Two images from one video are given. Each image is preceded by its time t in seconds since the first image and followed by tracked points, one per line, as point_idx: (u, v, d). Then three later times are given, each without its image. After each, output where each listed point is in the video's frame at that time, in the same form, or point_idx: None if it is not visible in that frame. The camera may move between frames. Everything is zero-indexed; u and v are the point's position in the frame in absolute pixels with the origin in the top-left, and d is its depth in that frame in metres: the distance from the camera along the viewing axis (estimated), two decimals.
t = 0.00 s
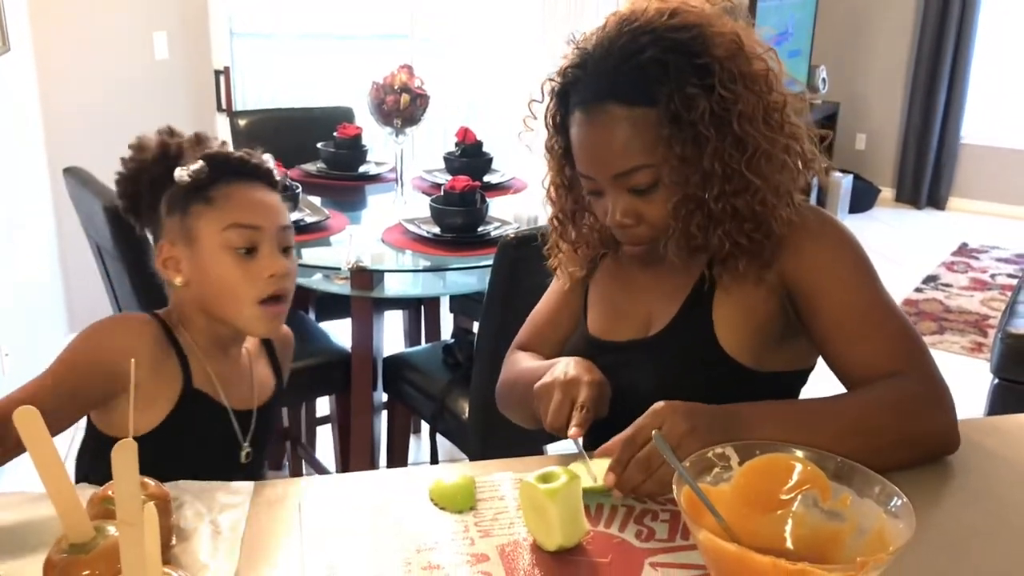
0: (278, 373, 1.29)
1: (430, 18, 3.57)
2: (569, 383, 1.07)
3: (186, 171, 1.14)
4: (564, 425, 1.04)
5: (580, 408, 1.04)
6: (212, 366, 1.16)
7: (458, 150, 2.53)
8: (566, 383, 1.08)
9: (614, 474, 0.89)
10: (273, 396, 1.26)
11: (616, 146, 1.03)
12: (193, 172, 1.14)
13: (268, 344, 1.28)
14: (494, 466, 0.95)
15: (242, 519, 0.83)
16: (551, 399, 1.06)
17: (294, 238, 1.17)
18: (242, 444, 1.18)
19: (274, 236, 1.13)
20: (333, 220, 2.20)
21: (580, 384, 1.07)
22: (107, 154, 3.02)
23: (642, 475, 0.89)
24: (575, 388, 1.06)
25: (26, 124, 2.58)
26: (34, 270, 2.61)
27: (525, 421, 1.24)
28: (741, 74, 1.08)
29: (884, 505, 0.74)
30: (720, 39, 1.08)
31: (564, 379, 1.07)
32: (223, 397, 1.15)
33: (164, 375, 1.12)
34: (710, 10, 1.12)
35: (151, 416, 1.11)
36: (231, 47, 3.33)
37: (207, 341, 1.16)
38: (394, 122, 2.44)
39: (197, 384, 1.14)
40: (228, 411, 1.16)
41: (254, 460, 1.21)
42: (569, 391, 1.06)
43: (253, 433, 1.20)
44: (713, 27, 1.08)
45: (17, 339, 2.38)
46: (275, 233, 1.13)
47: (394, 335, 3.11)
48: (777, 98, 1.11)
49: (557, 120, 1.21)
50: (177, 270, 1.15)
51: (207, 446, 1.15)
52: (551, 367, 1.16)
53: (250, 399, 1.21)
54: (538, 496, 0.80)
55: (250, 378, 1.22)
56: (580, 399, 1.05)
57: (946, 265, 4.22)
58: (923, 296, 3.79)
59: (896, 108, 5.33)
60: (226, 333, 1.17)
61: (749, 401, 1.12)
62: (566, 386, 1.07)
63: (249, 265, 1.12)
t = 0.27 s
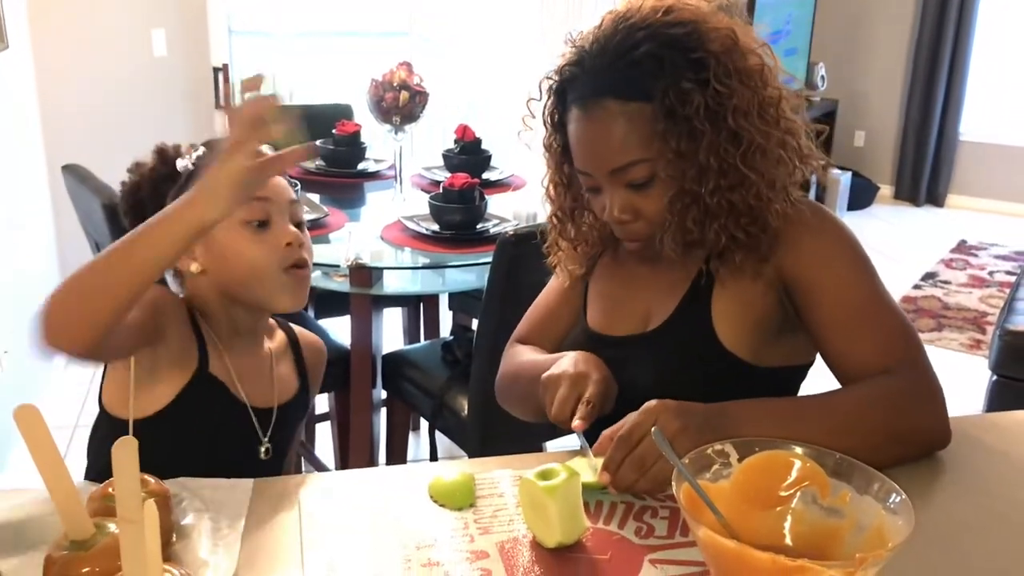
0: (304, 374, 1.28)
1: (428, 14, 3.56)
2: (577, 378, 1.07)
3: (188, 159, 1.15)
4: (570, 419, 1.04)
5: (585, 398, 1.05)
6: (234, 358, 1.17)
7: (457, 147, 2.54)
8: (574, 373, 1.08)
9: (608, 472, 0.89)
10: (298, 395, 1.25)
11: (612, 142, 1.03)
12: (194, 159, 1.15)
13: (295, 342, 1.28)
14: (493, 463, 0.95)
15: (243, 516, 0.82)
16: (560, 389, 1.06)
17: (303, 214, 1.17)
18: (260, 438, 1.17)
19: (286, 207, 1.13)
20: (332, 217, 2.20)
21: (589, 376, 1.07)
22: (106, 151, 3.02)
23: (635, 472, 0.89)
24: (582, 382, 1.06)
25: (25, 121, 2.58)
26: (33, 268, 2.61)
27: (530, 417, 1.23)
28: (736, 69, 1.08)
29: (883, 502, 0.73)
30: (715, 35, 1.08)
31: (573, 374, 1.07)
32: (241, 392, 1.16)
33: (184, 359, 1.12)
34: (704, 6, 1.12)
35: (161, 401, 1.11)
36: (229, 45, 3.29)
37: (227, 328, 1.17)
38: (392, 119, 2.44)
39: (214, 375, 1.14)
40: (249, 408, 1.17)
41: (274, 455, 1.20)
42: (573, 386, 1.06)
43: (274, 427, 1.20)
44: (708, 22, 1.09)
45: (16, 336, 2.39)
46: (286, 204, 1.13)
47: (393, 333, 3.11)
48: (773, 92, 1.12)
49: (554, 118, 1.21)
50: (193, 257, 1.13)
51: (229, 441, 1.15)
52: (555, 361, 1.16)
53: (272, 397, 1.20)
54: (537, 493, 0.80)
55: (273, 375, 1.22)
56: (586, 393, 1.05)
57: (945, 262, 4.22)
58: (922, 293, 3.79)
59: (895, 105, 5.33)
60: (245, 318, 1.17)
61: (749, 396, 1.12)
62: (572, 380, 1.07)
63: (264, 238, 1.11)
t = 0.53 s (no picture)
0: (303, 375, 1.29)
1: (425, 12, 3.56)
2: (573, 376, 1.07)
3: (200, 156, 1.14)
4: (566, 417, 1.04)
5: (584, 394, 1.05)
6: (245, 364, 1.16)
7: (455, 146, 2.54)
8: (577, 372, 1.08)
9: (609, 473, 0.89)
10: (298, 398, 1.26)
11: (610, 142, 1.03)
12: (207, 157, 1.14)
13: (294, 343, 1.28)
14: (491, 461, 0.96)
15: (242, 514, 0.82)
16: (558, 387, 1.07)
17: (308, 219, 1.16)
18: (271, 441, 1.18)
19: (291, 212, 1.12)
20: (330, 215, 2.20)
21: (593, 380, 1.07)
22: (103, 150, 3.01)
23: (634, 475, 0.89)
24: (581, 381, 1.07)
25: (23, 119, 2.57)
26: (31, 266, 2.61)
27: (530, 410, 1.24)
28: (728, 65, 1.08)
29: (880, 498, 0.74)
30: (707, 32, 1.08)
31: (568, 372, 1.07)
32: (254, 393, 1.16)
33: (210, 359, 1.10)
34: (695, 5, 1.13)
35: (180, 398, 1.10)
36: (228, 43, 3.22)
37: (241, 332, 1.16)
38: (391, 117, 2.44)
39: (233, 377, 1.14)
40: (261, 413, 1.17)
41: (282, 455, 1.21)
42: (574, 385, 1.06)
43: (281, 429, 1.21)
44: (698, 20, 1.09)
45: (13, 335, 2.38)
46: (292, 209, 1.12)
47: (390, 331, 3.11)
48: (767, 87, 1.12)
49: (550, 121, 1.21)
50: (193, 254, 1.12)
51: (241, 442, 1.15)
52: (554, 353, 1.16)
53: (278, 400, 1.21)
54: (535, 490, 0.80)
55: (277, 378, 1.22)
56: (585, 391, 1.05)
57: (943, 261, 4.23)
58: (920, 292, 3.79)
59: (893, 103, 5.34)
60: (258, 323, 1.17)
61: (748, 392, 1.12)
62: (571, 378, 1.07)
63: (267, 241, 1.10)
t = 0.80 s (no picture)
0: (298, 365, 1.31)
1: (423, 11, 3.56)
2: (572, 391, 1.08)
3: (223, 149, 1.13)
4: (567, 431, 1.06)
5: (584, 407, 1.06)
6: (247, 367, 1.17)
7: (452, 145, 2.54)
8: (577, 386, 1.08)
9: (605, 467, 0.90)
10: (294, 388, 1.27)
11: (611, 141, 1.03)
12: (229, 151, 1.13)
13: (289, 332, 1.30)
14: (488, 458, 0.96)
15: (238, 512, 0.82)
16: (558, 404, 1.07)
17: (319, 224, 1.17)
18: (272, 431, 1.19)
19: (305, 221, 1.13)
20: (328, 214, 2.20)
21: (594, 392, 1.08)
22: (101, 150, 3.01)
23: (630, 471, 0.89)
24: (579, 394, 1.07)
25: (20, 119, 2.58)
26: (28, 266, 2.61)
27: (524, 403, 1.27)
28: (728, 63, 1.08)
29: (875, 496, 0.74)
30: (706, 31, 1.08)
31: (568, 386, 1.08)
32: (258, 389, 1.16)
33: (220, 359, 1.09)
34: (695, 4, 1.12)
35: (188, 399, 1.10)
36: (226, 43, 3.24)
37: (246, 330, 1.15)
38: (388, 116, 2.44)
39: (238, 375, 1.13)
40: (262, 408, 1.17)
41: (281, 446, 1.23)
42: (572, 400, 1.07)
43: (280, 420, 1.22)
44: (698, 19, 1.09)
45: (11, 334, 2.38)
46: (306, 219, 1.13)
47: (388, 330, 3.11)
48: (766, 85, 1.12)
49: (550, 120, 1.21)
50: (203, 246, 1.12)
51: (245, 436, 1.15)
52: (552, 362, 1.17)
53: (275, 391, 1.22)
54: (531, 488, 0.80)
55: (274, 368, 1.24)
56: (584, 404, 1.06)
57: (939, 261, 4.24)
58: (917, 292, 3.80)
59: (890, 104, 5.34)
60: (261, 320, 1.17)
61: (746, 388, 1.13)
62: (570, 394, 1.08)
63: (281, 246, 1.10)
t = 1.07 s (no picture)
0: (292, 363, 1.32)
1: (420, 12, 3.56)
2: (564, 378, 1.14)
3: (208, 151, 1.12)
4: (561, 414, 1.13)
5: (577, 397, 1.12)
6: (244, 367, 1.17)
7: (449, 146, 2.54)
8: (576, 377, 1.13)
9: (601, 468, 0.90)
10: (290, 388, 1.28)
11: (611, 143, 1.03)
12: (214, 153, 1.13)
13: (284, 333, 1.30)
14: (485, 458, 0.96)
15: (233, 513, 0.82)
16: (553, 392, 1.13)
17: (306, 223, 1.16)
18: (269, 430, 1.19)
19: (292, 221, 1.13)
20: (324, 215, 2.20)
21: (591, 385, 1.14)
22: (97, 150, 3.01)
23: (626, 470, 0.90)
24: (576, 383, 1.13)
25: (17, 120, 2.58)
26: (24, 266, 2.61)
27: (517, 394, 1.30)
28: (728, 67, 1.09)
29: (869, 496, 0.74)
30: (707, 34, 1.09)
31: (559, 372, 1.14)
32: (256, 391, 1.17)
33: (217, 363, 1.09)
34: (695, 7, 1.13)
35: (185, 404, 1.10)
36: (222, 44, 3.30)
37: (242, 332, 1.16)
38: (385, 117, 2.44)
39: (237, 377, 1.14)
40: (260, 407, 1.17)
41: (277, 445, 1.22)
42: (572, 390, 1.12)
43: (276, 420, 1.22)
44: (699, 22, 1.09)
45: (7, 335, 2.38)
46: (293, 218, 1.13)
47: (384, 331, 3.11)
48: (765, 88, 1.12)
49: (549, 121, 1.21)
50: (192, 249, 1.12)
51: (243, 437, 1.15)
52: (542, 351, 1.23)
53: (271, 391, 1.23)
54: (527, 488, 0.80)
55: (270, 369, 1.25)
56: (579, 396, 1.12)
57: (935, 262, 4.24)
58: (913, 293, 3.81)
59: (886, 105, 5.35)
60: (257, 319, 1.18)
61: (741, 390, 1.13)
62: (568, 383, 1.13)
63: (270, 247, 1.10)
